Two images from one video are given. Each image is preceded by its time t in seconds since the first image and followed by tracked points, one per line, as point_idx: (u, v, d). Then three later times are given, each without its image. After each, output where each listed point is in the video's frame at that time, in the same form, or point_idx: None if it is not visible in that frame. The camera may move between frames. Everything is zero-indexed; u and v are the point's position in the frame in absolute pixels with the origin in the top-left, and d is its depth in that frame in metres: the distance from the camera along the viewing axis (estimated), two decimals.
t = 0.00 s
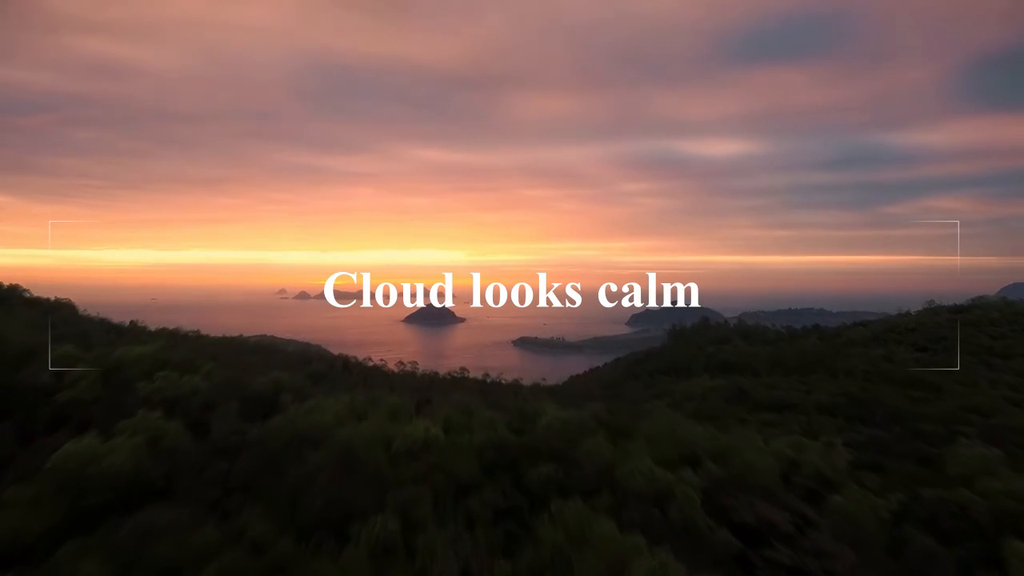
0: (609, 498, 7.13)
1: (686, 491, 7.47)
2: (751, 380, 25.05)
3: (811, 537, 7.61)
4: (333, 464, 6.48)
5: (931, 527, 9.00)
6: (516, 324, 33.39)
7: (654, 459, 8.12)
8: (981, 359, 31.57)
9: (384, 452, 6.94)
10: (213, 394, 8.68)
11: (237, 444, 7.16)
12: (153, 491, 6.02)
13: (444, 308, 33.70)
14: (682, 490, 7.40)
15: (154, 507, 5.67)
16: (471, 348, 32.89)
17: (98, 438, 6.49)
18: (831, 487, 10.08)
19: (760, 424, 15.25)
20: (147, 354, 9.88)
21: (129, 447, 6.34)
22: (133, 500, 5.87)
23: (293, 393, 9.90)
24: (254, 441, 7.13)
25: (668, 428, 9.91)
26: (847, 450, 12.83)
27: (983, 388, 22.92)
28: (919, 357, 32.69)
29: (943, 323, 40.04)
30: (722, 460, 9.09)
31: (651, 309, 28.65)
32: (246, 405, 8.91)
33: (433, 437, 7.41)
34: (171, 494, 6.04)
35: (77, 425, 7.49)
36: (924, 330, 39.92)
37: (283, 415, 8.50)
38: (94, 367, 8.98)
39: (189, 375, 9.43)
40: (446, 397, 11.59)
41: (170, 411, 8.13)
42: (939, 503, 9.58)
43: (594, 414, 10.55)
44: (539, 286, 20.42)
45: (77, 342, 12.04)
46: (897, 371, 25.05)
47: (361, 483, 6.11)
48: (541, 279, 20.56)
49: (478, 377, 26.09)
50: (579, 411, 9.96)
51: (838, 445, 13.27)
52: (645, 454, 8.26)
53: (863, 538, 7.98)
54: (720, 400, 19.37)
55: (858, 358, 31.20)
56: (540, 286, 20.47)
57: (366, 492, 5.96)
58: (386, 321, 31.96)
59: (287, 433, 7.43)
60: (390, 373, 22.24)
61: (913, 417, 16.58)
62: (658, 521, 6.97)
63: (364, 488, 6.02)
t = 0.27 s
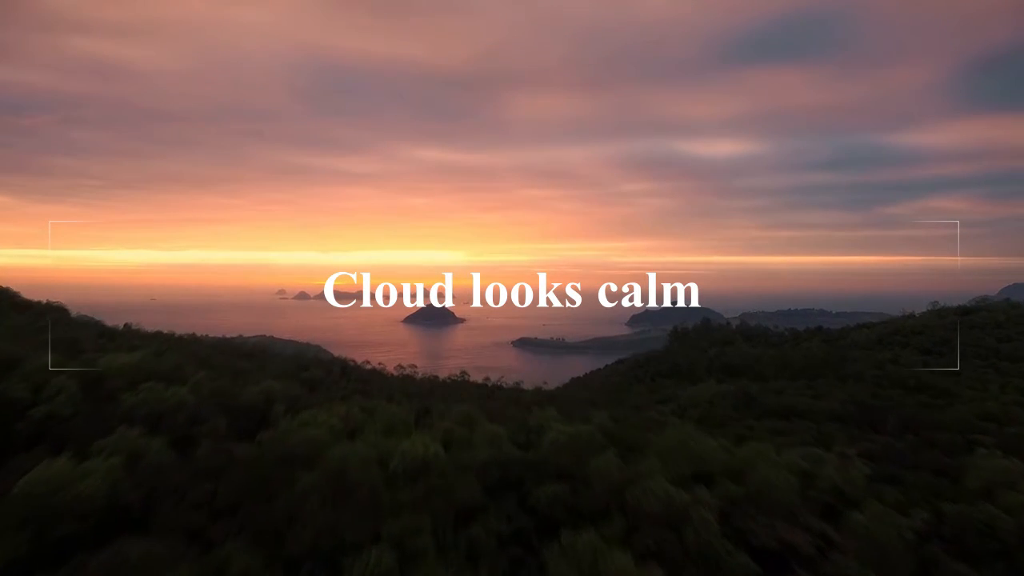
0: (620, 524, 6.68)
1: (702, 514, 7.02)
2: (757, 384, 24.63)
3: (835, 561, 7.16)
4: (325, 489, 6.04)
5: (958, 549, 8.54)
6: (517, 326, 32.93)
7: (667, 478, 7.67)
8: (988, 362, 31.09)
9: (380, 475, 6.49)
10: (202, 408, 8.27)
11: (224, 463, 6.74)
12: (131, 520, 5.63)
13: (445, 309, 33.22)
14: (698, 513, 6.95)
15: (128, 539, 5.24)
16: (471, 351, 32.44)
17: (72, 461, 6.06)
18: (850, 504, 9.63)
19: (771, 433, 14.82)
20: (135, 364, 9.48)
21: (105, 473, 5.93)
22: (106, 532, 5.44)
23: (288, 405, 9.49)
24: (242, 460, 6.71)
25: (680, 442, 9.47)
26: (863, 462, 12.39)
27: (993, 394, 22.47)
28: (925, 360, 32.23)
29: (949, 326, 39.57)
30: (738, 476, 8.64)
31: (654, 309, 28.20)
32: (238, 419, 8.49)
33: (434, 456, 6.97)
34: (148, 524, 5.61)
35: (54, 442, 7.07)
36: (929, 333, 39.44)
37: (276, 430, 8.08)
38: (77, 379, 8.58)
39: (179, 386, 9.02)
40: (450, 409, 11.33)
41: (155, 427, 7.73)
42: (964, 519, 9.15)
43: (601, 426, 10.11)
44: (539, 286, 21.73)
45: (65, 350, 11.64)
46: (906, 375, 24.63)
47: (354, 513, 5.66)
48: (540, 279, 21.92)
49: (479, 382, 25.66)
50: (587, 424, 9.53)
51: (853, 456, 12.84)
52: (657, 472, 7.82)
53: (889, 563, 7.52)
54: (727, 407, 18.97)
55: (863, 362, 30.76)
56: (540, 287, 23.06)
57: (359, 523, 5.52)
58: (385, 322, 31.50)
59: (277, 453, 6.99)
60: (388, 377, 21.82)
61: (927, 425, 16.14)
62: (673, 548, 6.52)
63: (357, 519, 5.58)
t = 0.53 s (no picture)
0: (633, 552, 6.23)
1: (720, 538, 6.55)
2: (762, 389, 24.18)
3: None
4: (315, 518, 5.58)
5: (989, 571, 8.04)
6: (517, 325, 32.46)
7: (682, 500, 7.20)
8: (994, 365, 30.67)
9: (375, 500, 6.02)
10: (188, 424, 7.83)
11: (207, 487, 6.27)
12: (103, 553, 5.18)
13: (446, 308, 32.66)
14: (716, 537, 6.47)
15: None
16: (471, 352, 31.97)
17: (41, 487, 5.61)
18: (871, 523, 9.15)
19: (782, 442, 14.34)
20: (119, 375, 9.04)
21: (74, 504, 5.50)
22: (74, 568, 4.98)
23: (281, 419, 9.04)
24: (227, 484, 6.27)
25: (693, 457, 9.00)
26: (879, 473, 11.93)
27: (1002, 399, 22.04)
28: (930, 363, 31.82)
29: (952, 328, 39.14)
30: (755, 494, 8.18)
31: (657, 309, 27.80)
32: (226, 436, 8.05)
33: (434, 478, 6.50)
34: (120, 557, 5.15)
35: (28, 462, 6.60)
36: (933, 335, 39.00)
37: (266, 448, 7.64)
38: (57, 391, 8.14)
39: (165, 399, 8.59)
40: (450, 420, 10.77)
41: (136, 446, 7.29)
42: (992, 537, 8.69)
43: (610, 440, 9.65)
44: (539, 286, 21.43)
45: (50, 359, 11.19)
46: (914, 380, 24.17)
47: (346, 547, 5.21)
48: (541, 279, 21.56)
49: (480, 385, 25.20)
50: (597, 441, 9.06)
51: (868, 467, 12.38)
52: (670, 492, 7.36)
53: None
54: (733, 415, 18.53)
55: (868, 365, 30.35)
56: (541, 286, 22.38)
57: (350, 559, 5.06)
58: (384, 322, 31.01)
59: (265, 476, 6.53)
60: (387, 383, 21.37)
61: (941, 433, 15.67)
62: None
63: (349, 553, 5.14)
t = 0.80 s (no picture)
0: None
1: (741, 566, 6.08)
2: (768, 394, 23.71)
3: None
4: (303, 552, 5.11)
5: None
6: (518, 326, 31.92)
7: (700, 525, 6.73)
8: (1003, 368, 30.15)
9: (369, 529, 5.55)
10: (172, 441, 7.36)
11: (188, 514, 5.81)
12: None
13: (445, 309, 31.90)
14: (738, 566, 6.00)
15: None
16: (471, 353, 31.43)
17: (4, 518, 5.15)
18: (896, 545, 8.68)
19: (794, 453, 13.88)
20: (102, 387, 8.58)
21: (40, 540, 5.05)
22: None
23: (273, 434, 8.58)
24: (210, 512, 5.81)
25: (707, 474, 8.54)
26: (898, 487, 11.45)
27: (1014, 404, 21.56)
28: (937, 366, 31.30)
29: (959, 331, 38.60)
30: (775, 515, 7.70)
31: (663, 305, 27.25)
32: (213, 454, 7.59)
33: (433, 503, 6.03)
34: None
35: None
36: (940, 338, 38.46)
37: (255, 468, 7.18)
38: (34, 407, 7.69)
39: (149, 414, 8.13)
40: (451, 433, 10.31)
41: (116, 468, 6.83)
42: None
43: (619, 456, 9.19)
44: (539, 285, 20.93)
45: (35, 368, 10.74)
46: (923, 384, 23.65)
47: None
48: (541, 278, 21.00)
49: (480, 389, 24.65)
50: (606, 458, 8.60)
51: (885, 480, 11.90)
52: (686, 515, 6.89)
53: None
54: (742, 422, 18.06)
55: (874, 369, 29.85)
56: (541, 289, 21.70)
57: None
58: (382, 323, 30.44)
59: (250, 502, 6.06)
60: (385, 388, 20.87)
61: (956, 443, 15.18)
62: None
63: None
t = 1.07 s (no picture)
0: None
1: None
2: (775, 399, 23.27)
3: None
4: None
5: None
6: (519, 327, 31.40)
7: (719, 552, 6.25)
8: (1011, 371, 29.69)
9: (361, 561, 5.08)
10: (153, 462, 6.90)
11: (165, 546, 5.35)
12: None
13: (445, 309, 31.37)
14: None
15: None
16: (470, 353, 30.95)
17: None
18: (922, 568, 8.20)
19: (806, 464, 13.42)
20: (82, 401, 8.12)
21: None
22: None
23: (263, 450, 8.12)
24: (187, 547, 5.33)
25: (724, 493, 8.06)
26: (917, 501, 10.98)
27: None
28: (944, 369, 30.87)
29: (965, 334, 38.15)
30: (796, 537, 7.24)
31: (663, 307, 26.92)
32: (197, 475, 7.12)
33: (431, 532, 5.57)
34: None
35: None
36: (945, 340, 38.01)
37: (241, 491, 6.70)
38: (9, 423, 7.24)
39: (130, 431, 7.67)
40: (451, 446, 9.85)
41: (90, 495, 6.36)
42: None
43: (629, 472, 8.72)
44: (539, 285, 22.77)
45: (18, 378, 10.30)
46: (932, 389, 23.11)
47: None
48: (541, 278, 22.88)
49: (481, 393, 24.18)
50: (616, 477, 8.14)
51: (903, 493, 11.42)
52: (704, 540, 6.42)
53: None
54: (750, 429, 17.61)
55: (880, 372, 29.41)
56: (541, 286, 22.40)
57: None
58: (382, 322, 29.93)
59: (233, 532, 5.60)
60: (383, 392, 20.41)
61: (973, 453, 14.68)
62: None
63: None
